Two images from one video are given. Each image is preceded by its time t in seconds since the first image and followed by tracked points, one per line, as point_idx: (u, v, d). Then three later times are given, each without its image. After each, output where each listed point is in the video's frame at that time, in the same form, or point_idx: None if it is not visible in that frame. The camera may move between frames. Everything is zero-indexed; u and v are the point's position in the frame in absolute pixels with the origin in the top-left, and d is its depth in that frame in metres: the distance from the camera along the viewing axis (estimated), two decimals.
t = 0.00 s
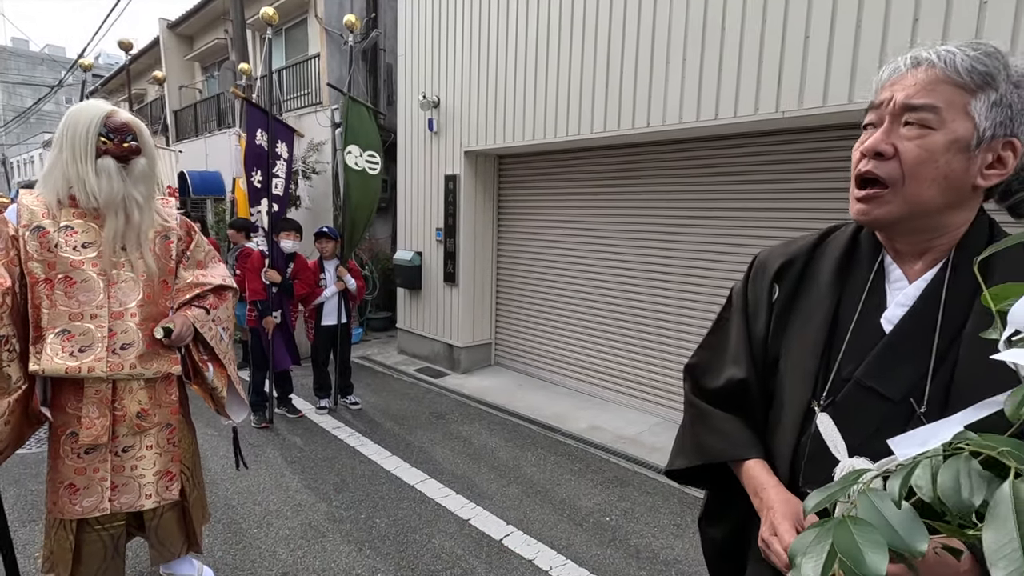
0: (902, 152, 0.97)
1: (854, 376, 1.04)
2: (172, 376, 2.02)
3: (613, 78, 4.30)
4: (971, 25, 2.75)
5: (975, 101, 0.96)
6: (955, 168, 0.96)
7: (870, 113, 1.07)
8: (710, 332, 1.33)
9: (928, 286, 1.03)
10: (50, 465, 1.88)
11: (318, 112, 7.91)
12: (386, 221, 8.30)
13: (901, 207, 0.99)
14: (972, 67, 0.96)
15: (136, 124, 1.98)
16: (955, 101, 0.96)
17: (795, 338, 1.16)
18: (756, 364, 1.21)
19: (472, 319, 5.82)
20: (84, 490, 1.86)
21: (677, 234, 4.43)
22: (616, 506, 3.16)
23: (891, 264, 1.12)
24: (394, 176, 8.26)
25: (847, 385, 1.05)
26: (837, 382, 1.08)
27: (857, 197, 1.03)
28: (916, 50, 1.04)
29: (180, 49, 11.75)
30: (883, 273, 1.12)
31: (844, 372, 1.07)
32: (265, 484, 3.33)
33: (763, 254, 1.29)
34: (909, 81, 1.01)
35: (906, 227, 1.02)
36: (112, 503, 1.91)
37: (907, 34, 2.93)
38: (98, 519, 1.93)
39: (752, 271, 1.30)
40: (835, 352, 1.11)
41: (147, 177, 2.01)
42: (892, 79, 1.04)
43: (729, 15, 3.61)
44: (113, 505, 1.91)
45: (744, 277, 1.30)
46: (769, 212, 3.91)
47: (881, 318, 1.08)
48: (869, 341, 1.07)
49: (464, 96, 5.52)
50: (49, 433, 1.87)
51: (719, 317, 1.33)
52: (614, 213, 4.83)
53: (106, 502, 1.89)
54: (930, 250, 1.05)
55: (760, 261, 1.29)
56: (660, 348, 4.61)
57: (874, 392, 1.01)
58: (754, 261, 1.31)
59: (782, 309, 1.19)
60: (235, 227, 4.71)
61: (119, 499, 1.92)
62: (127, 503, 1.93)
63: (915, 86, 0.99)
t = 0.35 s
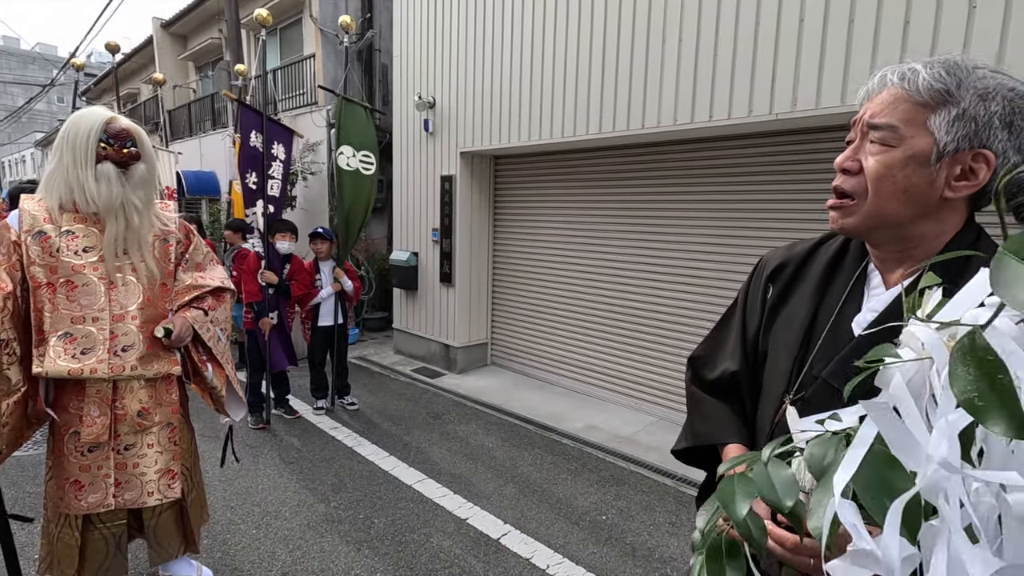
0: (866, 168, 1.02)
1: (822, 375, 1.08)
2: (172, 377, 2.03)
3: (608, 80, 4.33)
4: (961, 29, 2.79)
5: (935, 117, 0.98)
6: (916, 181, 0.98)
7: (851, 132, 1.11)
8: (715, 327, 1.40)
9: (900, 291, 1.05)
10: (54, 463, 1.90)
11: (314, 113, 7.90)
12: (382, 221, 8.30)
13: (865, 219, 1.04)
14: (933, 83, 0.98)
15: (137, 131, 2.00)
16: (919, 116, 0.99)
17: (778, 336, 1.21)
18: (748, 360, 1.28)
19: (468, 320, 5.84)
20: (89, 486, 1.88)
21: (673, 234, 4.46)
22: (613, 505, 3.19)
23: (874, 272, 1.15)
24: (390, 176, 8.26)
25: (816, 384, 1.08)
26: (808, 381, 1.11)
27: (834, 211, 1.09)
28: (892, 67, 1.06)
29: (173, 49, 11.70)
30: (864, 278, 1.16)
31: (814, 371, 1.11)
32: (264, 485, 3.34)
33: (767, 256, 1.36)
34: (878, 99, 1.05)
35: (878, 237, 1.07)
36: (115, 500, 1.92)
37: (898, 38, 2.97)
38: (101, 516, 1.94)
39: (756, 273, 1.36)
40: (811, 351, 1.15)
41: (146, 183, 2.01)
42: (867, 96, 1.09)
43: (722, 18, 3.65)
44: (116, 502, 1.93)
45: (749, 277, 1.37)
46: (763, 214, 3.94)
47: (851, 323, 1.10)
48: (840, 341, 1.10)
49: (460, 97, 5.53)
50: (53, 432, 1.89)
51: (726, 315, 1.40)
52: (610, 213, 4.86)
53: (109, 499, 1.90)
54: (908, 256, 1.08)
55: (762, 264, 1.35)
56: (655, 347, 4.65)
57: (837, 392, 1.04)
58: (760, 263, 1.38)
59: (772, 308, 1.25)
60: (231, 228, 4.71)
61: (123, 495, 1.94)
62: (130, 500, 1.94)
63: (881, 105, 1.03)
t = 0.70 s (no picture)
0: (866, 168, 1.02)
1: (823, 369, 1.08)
2: (166, 374, 2.02)
3: (605, 79, 4.33)
4: (956, 28, 2.80)
5: (933, 118, 0.99)
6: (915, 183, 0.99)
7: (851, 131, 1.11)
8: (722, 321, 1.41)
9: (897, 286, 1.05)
10: (45, 462, 1.89)
11: (309, 112, 7.87)
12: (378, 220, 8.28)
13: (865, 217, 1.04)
14: (931, 84, 0.99)
15: (132, 128, 1.99)
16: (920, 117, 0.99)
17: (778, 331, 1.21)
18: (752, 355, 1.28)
19: (464, 319, 5.84)
20: (80, 485, 1.86)
21: (669, 234, 4.47)
22: (610, 503, 3.19)
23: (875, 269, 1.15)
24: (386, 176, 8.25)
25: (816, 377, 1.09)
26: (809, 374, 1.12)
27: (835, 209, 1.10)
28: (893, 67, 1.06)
29: (167, 48, 11.64)
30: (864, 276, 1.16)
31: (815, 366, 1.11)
32: (260, 485, 3.33)
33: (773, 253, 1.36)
34: (878, 99, 1.05)
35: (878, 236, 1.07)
36: (107, 500, 1.91)
37: (893, 38, 2.99)
38: (93, 516, 1.93)
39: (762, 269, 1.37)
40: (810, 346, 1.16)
41: (139, 180, 2.00)
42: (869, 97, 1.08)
43: (718, 18, 3.65)
44: (108, 502, 1.91)
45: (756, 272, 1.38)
46: (760, 213, 3.95)
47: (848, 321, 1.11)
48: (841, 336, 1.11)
49: (456, 96, 5.53)
50: (45, 431, 1.88)
51: (734, 309, 1.41)
52: (607, 212, 4.86)
53: (100, 498, 1.89)
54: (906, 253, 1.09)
55: (770, 260, 1.35)
56: (651, 347, 4.67)
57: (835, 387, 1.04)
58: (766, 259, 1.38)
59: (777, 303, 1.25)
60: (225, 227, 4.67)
61: (114, 495, 1.92)
62: (122, 499, 1.93)
63: (882, 106, 1.03)
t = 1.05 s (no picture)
0: (863, 175, 1.04)
1: (826, 366, 1.10)
2: (161, 374, 2.01)
3: (601, 78, 4.33)
4: (950, 29, 2.81)
5: (930, 125, 0.98)
6: (915, 189, 1.00)
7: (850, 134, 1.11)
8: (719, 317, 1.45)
9: (902, 286, 1.07)
10: (40, 462, 1.87)
11: (305, 111, 7.84)
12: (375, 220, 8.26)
13: (863, 221, 1.06)
14: (927, 91, 0.98)
15: (125, 128, 1.98)
16: (919, 120, 0.99)
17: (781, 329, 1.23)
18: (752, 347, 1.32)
19: (461, 318, 5.83)
20: (75, 486, 1.85)
21: (666, 233, 4.48)
22: (607, 502, 3.19)
23: (878, 266, 1.17)
24: (382, 175, 8.23)
25: (819, 373, 1.10)
26: (811, 371, 1.13)
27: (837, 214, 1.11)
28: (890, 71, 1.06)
29: (162, 47, 11.59)
30: (867, 273, 1.18)
31: (818, 363, 1.12)
32: (256, 485, 3.32)
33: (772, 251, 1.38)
34: (874, 104, 1.05)
35: (879, 239, 1.09)
36: (102, 500, 1.90)
37: (888, 38, 2.99)
38: (88, 517, 1.92)
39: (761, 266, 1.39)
40: (812, 344, 1.17)
41: (132, 179, 1.99)
42: (866, 101, 1.09)
43: (714, 18, 3.66)
44: (104, 503, 1.91)
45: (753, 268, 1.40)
46: (756, 212, 3.96)
47: (854, 316, 1.13)
48: (843, 334, 1.12)
49: (452, 96, 5.52)
50: (39, 432, 1.87)
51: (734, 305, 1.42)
52: (603, 212, 4.87)
53: (96, 499, 1.88)
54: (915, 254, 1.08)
55: (766, 257, 1.37)
56: (647, 346, 4.67)
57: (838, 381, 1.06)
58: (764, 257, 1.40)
59: (775, 301, 1.27)
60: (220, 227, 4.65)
61: (110, 496, 1.91)
62: (117, 500, 1.92)
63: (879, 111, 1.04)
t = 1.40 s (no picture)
0: (873, 185, 1.03)
1: (826, 366, 1.11)
2: (159, 374, 2.00)
3: (598, 78, 4.33)
4: (944, 29, 2.82)
5: (945, 136, 0.98)
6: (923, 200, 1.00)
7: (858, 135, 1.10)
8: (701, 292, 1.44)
9: (904, 289, 1.08)
10: (38, 464, 1.87)
11: (301, 111, 7.82)
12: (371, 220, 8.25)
13: (870, 229, 1.07)
14: (945, 102, 0.97)
15: (122, 127, 1.97)
16: (934, 130, 0.98)
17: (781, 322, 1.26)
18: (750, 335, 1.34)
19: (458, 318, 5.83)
20: (74, 488, 1.85)
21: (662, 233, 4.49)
22: (604, 502, 3.20)
23: (878, 266, 1.18)
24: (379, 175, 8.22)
25: (820, 373, 1.12)
26: (813, 370, 1.14)
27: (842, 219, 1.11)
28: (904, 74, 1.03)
29: (157, 45, 11.55)
30: (867, 273, 1.18)
31: (820, 362, 1.14)
32: (253, 485, 3.31)
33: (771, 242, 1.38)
34: (887, 108, 1.03)
35: (885, 245, 1.10)
36: (102, 501, 1.89)
37: (883, 39, 3.01)
38: (87, 519, 1.91)
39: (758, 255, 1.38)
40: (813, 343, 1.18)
41: (128, 179, 1.98)
42: (878, 103, 1.07)
43: (710, 18, 3.67)
44: (103, 504, 1.90)
45: (748, 256, 1.40)
46: (752, 212, 3.97)
47: (855, 316, 1.14)
48: (844, 333, 1.13)
49: (449, 96, 5.52)
50: (36, 433, 1.86)
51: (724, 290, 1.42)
52: (601, 212, 4.87)
53: (95, 500, 1.87)
54: (919, 259, 1.09)
55: (764, 250, 1.37)
56: (644, 346, 4.68)
57: (839, 381, 1.08)
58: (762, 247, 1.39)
59: (776, 297, 1.27)
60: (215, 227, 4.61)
61: (110, 497, 1.90)
62: (117, 501, 1.91)
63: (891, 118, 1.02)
